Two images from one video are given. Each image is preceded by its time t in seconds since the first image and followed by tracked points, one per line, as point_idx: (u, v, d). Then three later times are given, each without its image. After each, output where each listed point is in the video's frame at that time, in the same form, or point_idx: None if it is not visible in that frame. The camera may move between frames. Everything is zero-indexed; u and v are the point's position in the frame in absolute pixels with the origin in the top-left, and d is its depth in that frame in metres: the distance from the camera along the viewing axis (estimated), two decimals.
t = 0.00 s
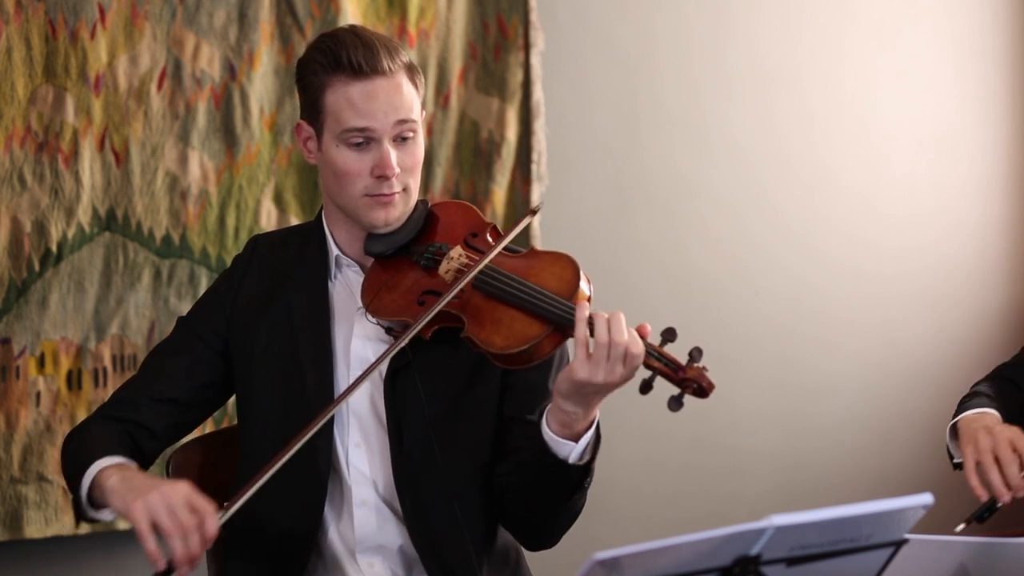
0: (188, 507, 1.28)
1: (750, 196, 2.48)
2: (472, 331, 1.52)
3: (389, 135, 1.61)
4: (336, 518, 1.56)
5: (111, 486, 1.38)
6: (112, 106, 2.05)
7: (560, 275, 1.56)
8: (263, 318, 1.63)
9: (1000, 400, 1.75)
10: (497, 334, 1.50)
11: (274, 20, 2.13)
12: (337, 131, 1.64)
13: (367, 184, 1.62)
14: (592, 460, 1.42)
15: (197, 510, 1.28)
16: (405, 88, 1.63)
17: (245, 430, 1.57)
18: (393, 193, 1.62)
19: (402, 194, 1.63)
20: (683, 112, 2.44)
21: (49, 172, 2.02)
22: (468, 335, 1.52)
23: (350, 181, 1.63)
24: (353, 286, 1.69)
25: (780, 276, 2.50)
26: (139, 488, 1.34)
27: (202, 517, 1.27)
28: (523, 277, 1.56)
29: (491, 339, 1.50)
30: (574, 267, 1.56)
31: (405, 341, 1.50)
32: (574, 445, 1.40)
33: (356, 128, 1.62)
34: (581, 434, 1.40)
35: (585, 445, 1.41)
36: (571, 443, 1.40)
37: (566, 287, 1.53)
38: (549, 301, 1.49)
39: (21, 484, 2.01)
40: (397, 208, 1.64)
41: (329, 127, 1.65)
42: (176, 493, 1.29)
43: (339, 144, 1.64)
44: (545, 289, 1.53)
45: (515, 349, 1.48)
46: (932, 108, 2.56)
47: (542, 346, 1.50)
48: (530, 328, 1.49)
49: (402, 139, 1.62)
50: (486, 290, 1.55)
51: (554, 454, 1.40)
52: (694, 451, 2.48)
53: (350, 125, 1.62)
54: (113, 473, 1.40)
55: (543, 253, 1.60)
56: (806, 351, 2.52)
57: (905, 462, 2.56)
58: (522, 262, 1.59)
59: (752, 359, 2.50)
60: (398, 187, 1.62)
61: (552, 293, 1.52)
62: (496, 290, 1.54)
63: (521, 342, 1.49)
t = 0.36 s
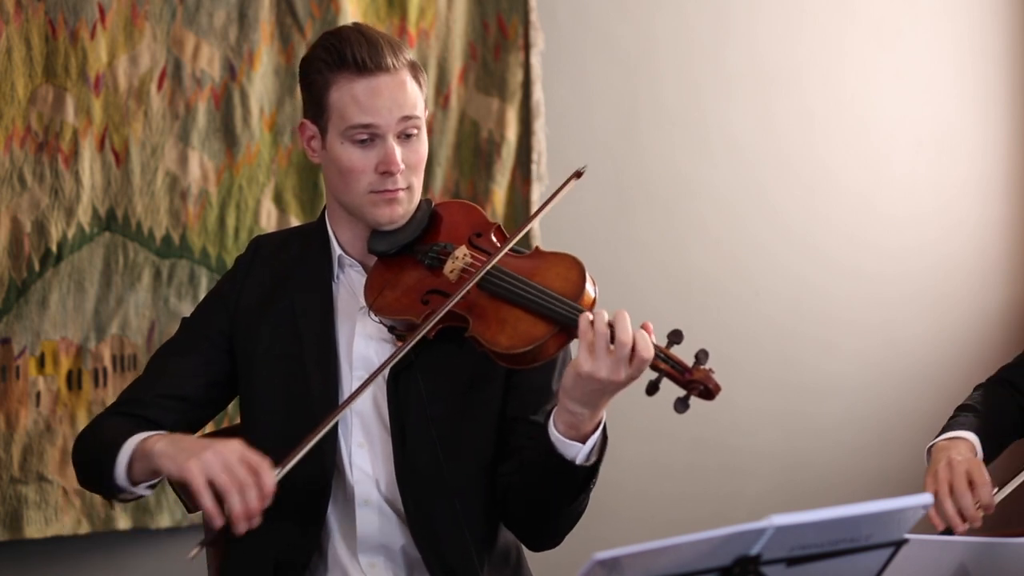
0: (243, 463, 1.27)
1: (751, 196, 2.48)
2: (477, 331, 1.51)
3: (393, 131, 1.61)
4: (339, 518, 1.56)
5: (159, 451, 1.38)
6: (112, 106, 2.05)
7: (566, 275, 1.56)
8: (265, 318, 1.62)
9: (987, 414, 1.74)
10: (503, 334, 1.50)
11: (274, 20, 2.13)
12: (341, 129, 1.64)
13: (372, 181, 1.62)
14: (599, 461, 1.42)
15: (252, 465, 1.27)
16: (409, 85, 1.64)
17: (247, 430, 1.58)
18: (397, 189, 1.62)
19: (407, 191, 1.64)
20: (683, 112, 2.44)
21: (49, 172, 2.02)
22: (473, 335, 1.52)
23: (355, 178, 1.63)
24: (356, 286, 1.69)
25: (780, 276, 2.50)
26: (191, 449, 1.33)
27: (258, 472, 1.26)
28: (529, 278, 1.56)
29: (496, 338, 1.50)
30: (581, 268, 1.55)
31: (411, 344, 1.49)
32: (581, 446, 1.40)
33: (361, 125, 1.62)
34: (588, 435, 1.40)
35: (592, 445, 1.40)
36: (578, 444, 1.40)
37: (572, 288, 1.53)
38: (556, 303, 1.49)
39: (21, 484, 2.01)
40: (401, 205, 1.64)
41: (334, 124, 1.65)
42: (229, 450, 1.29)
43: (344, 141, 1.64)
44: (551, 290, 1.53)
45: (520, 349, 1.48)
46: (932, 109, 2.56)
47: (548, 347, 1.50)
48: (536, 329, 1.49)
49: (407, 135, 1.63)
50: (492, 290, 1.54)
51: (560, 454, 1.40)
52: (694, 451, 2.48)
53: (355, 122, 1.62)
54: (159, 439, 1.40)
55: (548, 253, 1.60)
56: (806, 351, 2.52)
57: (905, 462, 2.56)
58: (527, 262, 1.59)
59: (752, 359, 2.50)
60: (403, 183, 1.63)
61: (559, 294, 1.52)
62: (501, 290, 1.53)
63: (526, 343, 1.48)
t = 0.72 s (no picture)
0: (313, 450, 1.31)
1: (751, 196, 2.48)
2: (477, 325, 1.51)
3: (404, 121, 1.64)
4: (340, 517, 1.56)
5: (218, 434, 1.38)
6: (112, 106, 2.05)
7: (566, 271, 1.56)
8: (266, 319, 1.63)
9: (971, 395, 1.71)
10: (502, 329, 1.50)
11: (274, 20, 2.13)
12: (352, 119, 1.65)
13: (381, 170, 1.63)
14: (599, 459, 1.42)
15: (322, 452, 1.32)
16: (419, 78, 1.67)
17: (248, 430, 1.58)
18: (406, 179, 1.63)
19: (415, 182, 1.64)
20: (683, 112, 2.44)
21: (49, 172, 2.02)
22: (473, 331, 1.52)
23: (364, 167, 1.63)
24: (356, 284, 1.69)
25: (780, 276, 2.50)
26: (254, 434, 1.35)
27: (329, 459, 1.31)
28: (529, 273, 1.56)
29: (495, 333, 1.50)
30: (580, 264, 1.55)
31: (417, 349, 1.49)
32: (580, 445, 1.40)
33: (372, 112, 1.64)
34: (588, 433, 1.40)
35: (591, 444, 1.41)
36: (578, 442, 1.40)
37: (572, 284, 1.53)
38: (555, 296, 1.49)
39: (21, 484, 2.01)
40: (409, 196, 1.64)
41: (344, 115, 1.67)
42: (297, 436, 1.33)
43: (354, 131, 1.65)
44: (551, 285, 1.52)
45: (519, 343, 1.48)
46: (932, 108, 2.55)
47: (547, 341, 1.50)
48: (534, 323, 1.50)
49: (417, 126, 1.65)
50: (491, 285, 1.54)
51: (559, 452, 1.40)
52: (695, 451, 2.48)
53: (366, 111, 1.64)
54: (214, 421, 1.40)
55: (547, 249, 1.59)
56: (806, 351, 2.52)
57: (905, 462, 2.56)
58: (527, 257, 1.59)
59: (752, 359, 2.50)
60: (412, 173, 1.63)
61: (558, 289, 1.52)
62: (500, 285, 1.53)
63: (525, 337, 1.49)
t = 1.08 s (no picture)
0: (329, 380, 1.31)
1: (751, 196, 2.48)
2: (472, 323, 1.51)
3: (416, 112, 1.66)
4: (339, 516, 1.57)
5: (233, 367, 1.38)
6: (112, 106, 2.05)
7: (562, 269, 1.56)
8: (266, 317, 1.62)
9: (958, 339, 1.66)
10: (497, 327, 1.49)
11: (274, 20, 2.14)
12: (363, 108, 1.67)
13: (391, 158, 1.64)
14: (593, 460, 1.42)
15: (338, 382, 1.31)
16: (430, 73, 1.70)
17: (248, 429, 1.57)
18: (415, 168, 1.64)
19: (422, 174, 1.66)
20: (683, 112, 2.44)
21: (49, 172, 2.01)
22: (468, 328, 1.51)
23: (374, 154, 1.64)
24: (355, 283, 1.70)
25: (779, 276, 2.50)
26: (270, 366, 1.35)
27: (345, 388, 1.30)
28: (524, 271, 1.56)
29: (490, 331, 1.49)
30: (576, 262, 1.55)
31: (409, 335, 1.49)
32: (574, 445, 1.40)
33: (385, 101, 1.66)
34: (582, 433, 1.40)
35: (586, 444, 1.41)
36: (572, 442, 1.40)
37: (567, 282, 1.53)
38: (551, 294, 1.49)
39: (21, 484, 2.01)
40: (415, 188, 1.65)
41: (354, 104, 1.68)
42: (313, 366, 1.32)
43: (365, 119, 1.67)
44: (547, 284, 1.52)
45: (513, 340, 1.47)
46: (932, 109, 2.56)
47: (542, 339, 1.49)
48: (529, 321, 1.49)
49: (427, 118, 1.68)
50: (487, 283, 1.54)
51: (554, 452, 1.41)
52: (695, 451, 2.48)
53: (379, 100, 1.66)
54: (228, 356, 1.40)
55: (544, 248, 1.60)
56: (806, 351, 2.52)
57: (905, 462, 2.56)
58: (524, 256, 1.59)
59: (752, 359, 2.50)
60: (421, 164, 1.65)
61: (553, 286, 1.51)
62: (495, 283, 1.53)
63: (520, 334, 1.47)
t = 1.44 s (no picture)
0: (303, 408, 1.29)
1: (751, 196, 2.48)
2: (473, 325, 1.51)
3: (427, 109, 1.68)
4: (340, 517, 1.56)
5: (211, 391, 1.37)
6: (112, 106, 2.05)
7: (563, 270, 1.56)
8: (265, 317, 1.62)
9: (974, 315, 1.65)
10: (498, 328, 1.49)
11: (274, 20, 2.14)
12: (375, 101, 1.68)
13: (402, 152, 1.65)
14: (600, 473, 1.42)
15: (312, 412, 1.29)
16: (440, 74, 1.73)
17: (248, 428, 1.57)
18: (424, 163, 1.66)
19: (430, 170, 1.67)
20: (683, 112, 2.44)
21: (49, 172, 2.01)
22: (470, 329, 1.51)
23: (384, 148, 1.65)
24: (355, 282, 1.69)
25: (780, 276, 2.50)
26: (246, 392, 1.33)
27: (319, 418, 1.28)
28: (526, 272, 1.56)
29: (492, 332, 1.49)
30: (578, 263, 1.55)
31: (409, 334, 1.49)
32: (581, 457, 1.39)
33: (397, 96, 1.68)
34: (588, 445, 1.39)
35: (592, 456, 1.40)
36: (577, 454, 1.39)
37: (569, 283, 1.53)
38: (553, 295, 1.49)
39: (21, 484, 2.01)
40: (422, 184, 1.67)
41: (365, 97, 1.69)
42: (289, 396, 1.30)
43: (376, 112, 1.68)
44: (547, 284, 1.52)
45: (515, 340, 1.47)
46: (932, 109, 2.57)
47: (543, 341, 1.49)
48: (530, 322, 1.49)
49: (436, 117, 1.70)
50: (488, 285, 1.54)
51: (559, 463, 1.40)
52: (695, 451, 2.48)
53: (391, 94, 1.68)
54: (207, 380, 1.40)
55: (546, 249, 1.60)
56: (806, 351, 2.52)
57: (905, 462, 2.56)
58: (525, 257, 1.59)
59: (752, 359, 2.49)
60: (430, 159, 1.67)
61: (555, 288, 1.52)
62: (496, 284, 1.53)
63: (521, 335, 1.47)
